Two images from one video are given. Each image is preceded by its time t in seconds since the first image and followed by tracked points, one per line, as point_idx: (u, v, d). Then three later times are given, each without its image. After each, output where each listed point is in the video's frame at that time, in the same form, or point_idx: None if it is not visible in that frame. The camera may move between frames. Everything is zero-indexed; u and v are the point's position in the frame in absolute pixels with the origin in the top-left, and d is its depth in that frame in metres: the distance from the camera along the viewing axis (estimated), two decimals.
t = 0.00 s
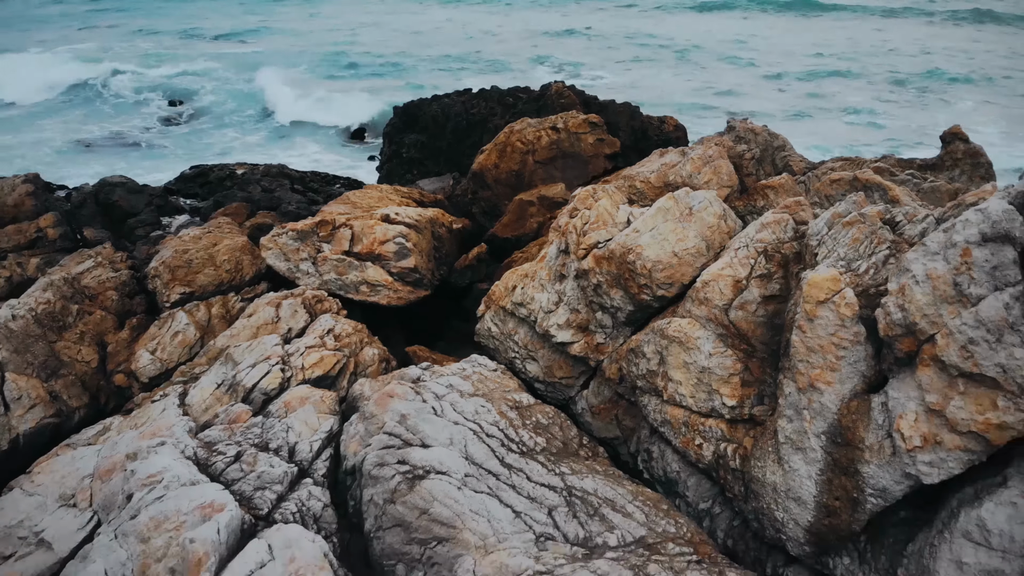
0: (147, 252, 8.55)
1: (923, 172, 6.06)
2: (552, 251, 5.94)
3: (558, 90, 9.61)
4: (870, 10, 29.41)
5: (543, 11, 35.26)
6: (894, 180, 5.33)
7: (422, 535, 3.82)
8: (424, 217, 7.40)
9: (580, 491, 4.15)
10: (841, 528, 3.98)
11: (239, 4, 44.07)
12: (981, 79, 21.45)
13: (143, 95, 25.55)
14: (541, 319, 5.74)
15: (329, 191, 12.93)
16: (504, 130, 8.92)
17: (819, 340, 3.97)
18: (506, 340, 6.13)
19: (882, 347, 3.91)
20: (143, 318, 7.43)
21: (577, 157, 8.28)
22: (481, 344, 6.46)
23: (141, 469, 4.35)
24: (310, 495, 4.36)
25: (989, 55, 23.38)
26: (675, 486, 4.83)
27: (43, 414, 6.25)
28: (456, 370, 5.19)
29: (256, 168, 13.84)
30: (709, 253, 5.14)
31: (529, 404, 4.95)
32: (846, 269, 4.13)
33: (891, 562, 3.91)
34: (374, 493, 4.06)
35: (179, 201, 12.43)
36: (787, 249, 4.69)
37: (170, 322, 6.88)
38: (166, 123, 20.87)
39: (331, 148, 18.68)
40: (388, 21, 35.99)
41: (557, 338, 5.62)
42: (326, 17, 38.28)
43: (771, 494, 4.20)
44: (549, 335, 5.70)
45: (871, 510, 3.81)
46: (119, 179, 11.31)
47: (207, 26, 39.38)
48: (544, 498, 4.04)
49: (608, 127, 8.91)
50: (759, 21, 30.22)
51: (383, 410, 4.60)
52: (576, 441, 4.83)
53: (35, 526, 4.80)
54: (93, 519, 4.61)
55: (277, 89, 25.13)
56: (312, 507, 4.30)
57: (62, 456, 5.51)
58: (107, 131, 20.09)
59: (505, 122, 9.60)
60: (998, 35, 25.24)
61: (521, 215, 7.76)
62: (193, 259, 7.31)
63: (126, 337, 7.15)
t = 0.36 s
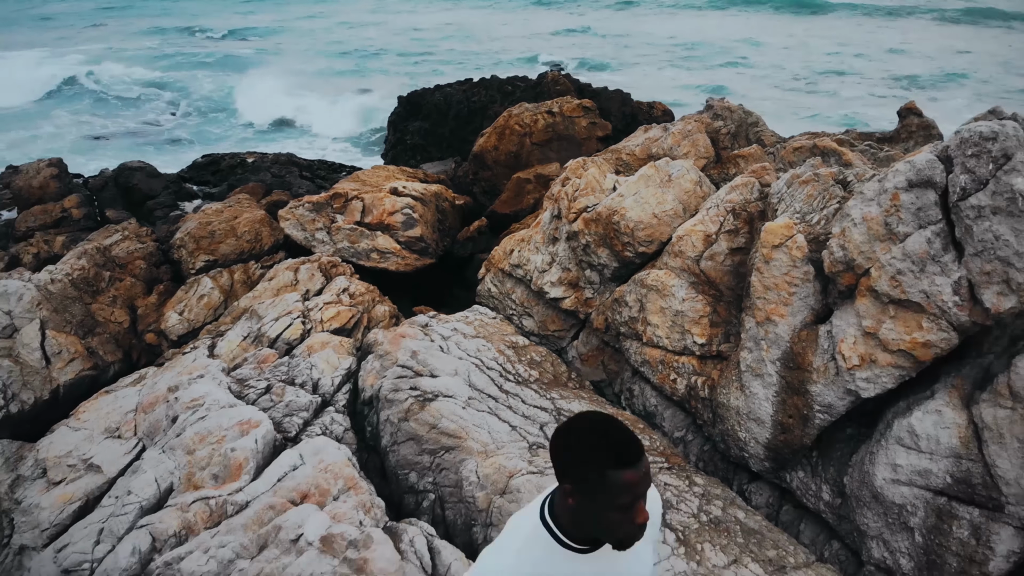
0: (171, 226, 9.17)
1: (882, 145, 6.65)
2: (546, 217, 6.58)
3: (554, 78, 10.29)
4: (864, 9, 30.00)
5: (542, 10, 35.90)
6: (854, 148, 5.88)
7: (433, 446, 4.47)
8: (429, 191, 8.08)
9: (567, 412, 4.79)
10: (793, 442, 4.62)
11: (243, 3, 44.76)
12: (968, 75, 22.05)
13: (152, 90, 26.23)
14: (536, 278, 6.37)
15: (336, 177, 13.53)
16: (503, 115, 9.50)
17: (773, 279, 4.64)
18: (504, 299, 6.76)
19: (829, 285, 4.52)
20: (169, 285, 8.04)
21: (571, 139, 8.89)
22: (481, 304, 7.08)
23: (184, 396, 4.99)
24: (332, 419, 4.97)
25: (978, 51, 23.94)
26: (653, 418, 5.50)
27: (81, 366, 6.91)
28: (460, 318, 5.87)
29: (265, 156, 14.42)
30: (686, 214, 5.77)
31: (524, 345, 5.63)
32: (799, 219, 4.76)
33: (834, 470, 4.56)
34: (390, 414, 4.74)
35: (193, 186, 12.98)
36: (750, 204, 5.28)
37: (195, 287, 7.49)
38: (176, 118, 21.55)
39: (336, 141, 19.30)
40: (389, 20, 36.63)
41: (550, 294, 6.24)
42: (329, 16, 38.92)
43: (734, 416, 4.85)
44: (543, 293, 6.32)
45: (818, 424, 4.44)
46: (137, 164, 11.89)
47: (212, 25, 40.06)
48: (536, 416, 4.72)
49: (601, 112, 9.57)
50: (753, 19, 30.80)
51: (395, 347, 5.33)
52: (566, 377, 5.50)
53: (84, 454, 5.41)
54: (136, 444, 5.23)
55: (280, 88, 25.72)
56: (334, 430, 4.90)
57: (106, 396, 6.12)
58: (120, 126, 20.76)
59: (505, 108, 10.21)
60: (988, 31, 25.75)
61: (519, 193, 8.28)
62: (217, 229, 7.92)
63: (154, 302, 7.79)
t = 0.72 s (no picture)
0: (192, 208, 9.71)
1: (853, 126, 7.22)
2: (544, 195, 7.15)
3: (552, 70, 10.89)
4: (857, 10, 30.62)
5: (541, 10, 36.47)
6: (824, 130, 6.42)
7: (442, 388, 5.04)
8: (434, 174, 8.67)
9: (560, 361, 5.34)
10: (762, 387, 5.20)
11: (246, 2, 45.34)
12: (958, 76, 22.73)
13: (159, 88, 26.83)
14: (533, 251, 6.93)
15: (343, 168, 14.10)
16: (503, 106, 10.08)
17: (743, 241, 5.21)
18: (504, 271, 7.31)
19: (794, 247, 5.10)
20: (192, 262, 8.61)
21: (567, 128, 9.44)
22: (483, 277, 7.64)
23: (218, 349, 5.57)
24: (351, 369, 5.54)
25: (967, 52, 24.59)
26: (639, 373, 6.08)
27: (113, 334, 7.48)
28: (463, 284, 6.45)
29: (274, 148, 14.99)
30: (670, 190, 6.33)
31: (523, 308, 6.21)
32: (768, 188, 5.34)
33: (798, 411, 5.12)
34: (403, 364, 5.30)
35: (207, 176, 13.55)
36: (727, 177, 5.83)
37: (218, 262, 8.06)
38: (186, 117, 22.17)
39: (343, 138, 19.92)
40: (391, 21, 37.23)
41: (546, 266, 6.79)
42: (331, 16, 39.50)
43: (711, 365, 5.41)
44: (541, 264, 6.86)
45: (783, 369, 5.01)
46: (155, 154, 12.47)
47: (216, 24, 40.67)
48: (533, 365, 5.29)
49: (596, 103, 10.15)
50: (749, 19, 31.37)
51: (407, 308, 5.90)
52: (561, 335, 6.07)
53: (123, 405, 5.97)
54: (171, 395, 5.77)
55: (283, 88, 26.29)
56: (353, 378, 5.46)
57: (140, 356, 6.69)
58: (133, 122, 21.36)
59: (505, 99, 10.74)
60: (979, 31, 26.38)
61: (519, 178, 8.77)
62: (236, 211, 8.48)
63: (178, 277, 8.35)
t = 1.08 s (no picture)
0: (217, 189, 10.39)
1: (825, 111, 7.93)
2: (542, 174, 7.84)
3: (551, 63, 11.65)
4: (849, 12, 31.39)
5: (540, 11, 37.21)
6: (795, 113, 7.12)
7: (452, 336, 5.74)
8: (441, 158, 9.37)
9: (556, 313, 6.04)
10: (734, 334, 5.90)
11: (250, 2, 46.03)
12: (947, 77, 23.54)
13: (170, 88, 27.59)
14: (532, 224, 7.61)
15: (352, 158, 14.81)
16: (504, 96, 10.78)
17: (717, 207, 5.92)
18: (506, 243, 7.99)
19: (762, 212, 5.80)
20: (217, 239, 9.29)
21: (565, 115, 10.11)
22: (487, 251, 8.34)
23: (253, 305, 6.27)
24: (371, 323, 6.23)
25: (952, 56, 25.50)
26: (627, 329, 6.76)
27: (148, 302, 8.18)
28: (470, 251, 7.14)
29: (285, 140, 15.68)
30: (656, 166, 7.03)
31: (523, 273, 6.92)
32: (740, 161, 6.05)
33: (765, 355, 5.79)
34: (419, 316, 5.99)
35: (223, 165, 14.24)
36: (706, 153, 6.50)
37: (242, 238, 8.75)
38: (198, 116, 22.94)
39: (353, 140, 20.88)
40: (394, 20, 37.92)
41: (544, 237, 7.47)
42: (334, 16, 40.18)
43: (690, 317, 6.09)
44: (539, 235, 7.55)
45: (752, 318, 5.72)
46: (174, 143, 13.18)
47: (221, 24, 41.37)
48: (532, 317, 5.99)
49: (591, 93, 10.88)
50: (743, 19, 32.07)
51: (421, 270, 6.59)
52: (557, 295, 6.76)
53: (165, 357, 6.66)
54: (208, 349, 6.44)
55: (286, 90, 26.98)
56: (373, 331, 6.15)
57: (176, 317, 7.37)
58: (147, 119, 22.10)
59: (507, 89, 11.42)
60: (965, 34, 27.24)
61: (519, 161, 9.42)
62: (259, 191, 9.17)
63: (205, 252, 9.05)
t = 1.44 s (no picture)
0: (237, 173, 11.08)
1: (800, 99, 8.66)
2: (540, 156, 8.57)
3: (549, 56, 12.42)
4: (843, 15, 32.20)
5: (540, 12, 37.96)
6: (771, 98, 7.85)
7: (461, 294, 6.47)
8: (447, 143, 10.10)
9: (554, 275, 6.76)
10: (712, 292, 6.64)
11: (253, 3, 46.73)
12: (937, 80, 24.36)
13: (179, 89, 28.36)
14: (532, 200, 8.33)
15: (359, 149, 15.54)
16: (505, 87, 11.52)
17: (696, 178, 6.66)
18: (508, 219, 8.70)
19: (736, 183, 6.55)
20: (239, 218, 10.03)
21: (562, 105, 10.88)
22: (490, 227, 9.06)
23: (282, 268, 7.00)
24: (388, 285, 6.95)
25: (940, 59, 26.31)
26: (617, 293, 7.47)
27: (179, 273, 8.93)
28: (476, 223, 7.86)
29: (295, 132, 16.39)
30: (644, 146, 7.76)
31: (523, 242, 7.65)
32: (718, 138, 6.79)
33: (740, 311, 6.52)
34: (431, 277, 6.72)
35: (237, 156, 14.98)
36: (689, 133, 7.24)
37: (264, 216, 9.48)
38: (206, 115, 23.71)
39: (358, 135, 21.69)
40: (396, 19, 38.60)
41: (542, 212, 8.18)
42: (337, 15, 40.89)
43: (674, 277, 6.81)
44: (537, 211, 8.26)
45: (726, 277, 6.47)
46: (192, 133, 13.92)
47: (226, 25, 42.09)
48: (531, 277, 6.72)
49: (588, 83, 11.63)
50: (737, 20, 32.78)
51: (432, 239, 7.32)
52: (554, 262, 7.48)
53: (200, 317, 7.39)
54: (241, 309, 7.13)
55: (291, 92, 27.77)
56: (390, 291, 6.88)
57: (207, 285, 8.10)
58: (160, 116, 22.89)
59: (509, 81, 12.14)
60: (953, 37, 28.07)
61: (520, 147, 10.16)
62: (280, 175, 9.90)
63: (229, 230, 9.78)
